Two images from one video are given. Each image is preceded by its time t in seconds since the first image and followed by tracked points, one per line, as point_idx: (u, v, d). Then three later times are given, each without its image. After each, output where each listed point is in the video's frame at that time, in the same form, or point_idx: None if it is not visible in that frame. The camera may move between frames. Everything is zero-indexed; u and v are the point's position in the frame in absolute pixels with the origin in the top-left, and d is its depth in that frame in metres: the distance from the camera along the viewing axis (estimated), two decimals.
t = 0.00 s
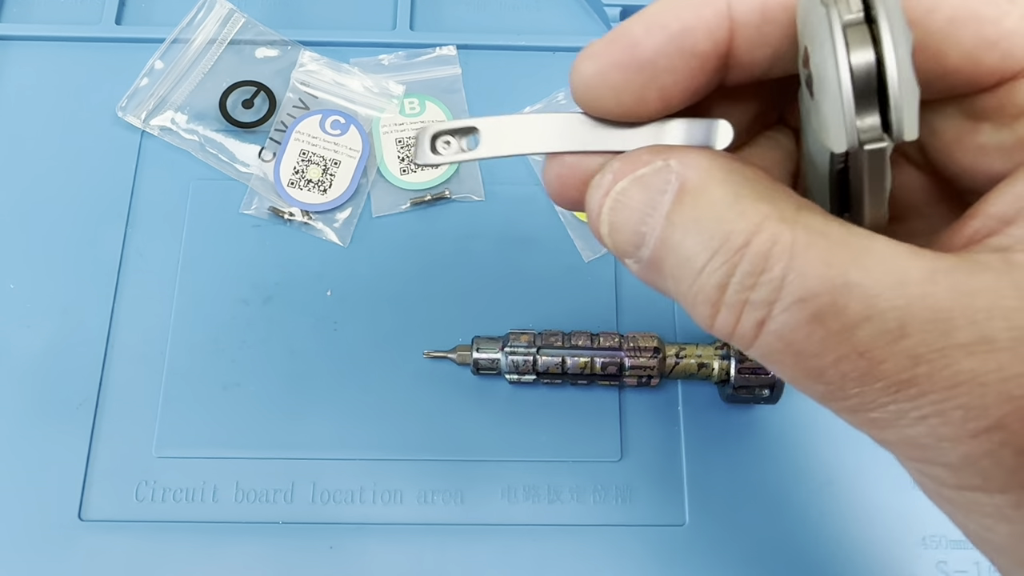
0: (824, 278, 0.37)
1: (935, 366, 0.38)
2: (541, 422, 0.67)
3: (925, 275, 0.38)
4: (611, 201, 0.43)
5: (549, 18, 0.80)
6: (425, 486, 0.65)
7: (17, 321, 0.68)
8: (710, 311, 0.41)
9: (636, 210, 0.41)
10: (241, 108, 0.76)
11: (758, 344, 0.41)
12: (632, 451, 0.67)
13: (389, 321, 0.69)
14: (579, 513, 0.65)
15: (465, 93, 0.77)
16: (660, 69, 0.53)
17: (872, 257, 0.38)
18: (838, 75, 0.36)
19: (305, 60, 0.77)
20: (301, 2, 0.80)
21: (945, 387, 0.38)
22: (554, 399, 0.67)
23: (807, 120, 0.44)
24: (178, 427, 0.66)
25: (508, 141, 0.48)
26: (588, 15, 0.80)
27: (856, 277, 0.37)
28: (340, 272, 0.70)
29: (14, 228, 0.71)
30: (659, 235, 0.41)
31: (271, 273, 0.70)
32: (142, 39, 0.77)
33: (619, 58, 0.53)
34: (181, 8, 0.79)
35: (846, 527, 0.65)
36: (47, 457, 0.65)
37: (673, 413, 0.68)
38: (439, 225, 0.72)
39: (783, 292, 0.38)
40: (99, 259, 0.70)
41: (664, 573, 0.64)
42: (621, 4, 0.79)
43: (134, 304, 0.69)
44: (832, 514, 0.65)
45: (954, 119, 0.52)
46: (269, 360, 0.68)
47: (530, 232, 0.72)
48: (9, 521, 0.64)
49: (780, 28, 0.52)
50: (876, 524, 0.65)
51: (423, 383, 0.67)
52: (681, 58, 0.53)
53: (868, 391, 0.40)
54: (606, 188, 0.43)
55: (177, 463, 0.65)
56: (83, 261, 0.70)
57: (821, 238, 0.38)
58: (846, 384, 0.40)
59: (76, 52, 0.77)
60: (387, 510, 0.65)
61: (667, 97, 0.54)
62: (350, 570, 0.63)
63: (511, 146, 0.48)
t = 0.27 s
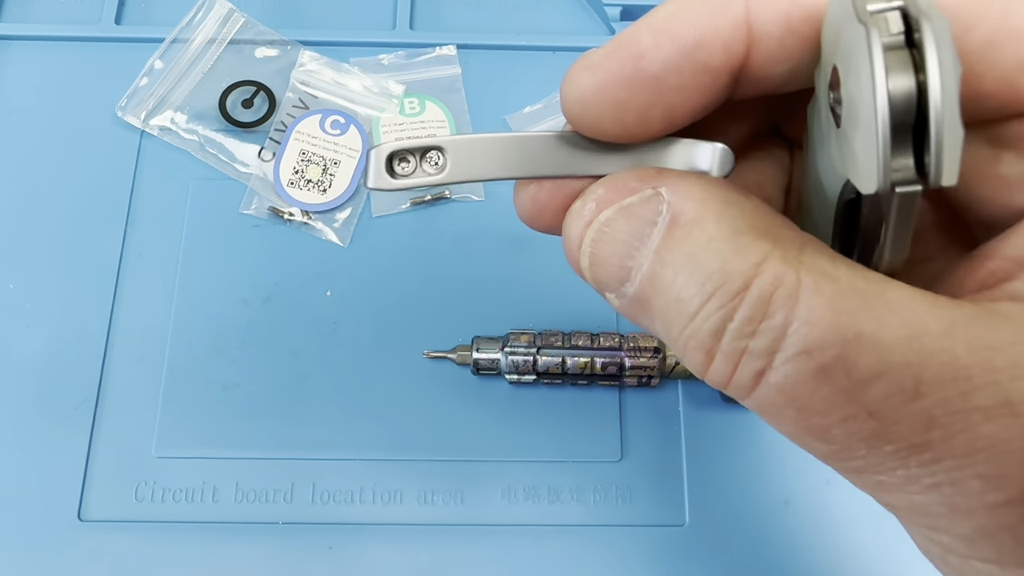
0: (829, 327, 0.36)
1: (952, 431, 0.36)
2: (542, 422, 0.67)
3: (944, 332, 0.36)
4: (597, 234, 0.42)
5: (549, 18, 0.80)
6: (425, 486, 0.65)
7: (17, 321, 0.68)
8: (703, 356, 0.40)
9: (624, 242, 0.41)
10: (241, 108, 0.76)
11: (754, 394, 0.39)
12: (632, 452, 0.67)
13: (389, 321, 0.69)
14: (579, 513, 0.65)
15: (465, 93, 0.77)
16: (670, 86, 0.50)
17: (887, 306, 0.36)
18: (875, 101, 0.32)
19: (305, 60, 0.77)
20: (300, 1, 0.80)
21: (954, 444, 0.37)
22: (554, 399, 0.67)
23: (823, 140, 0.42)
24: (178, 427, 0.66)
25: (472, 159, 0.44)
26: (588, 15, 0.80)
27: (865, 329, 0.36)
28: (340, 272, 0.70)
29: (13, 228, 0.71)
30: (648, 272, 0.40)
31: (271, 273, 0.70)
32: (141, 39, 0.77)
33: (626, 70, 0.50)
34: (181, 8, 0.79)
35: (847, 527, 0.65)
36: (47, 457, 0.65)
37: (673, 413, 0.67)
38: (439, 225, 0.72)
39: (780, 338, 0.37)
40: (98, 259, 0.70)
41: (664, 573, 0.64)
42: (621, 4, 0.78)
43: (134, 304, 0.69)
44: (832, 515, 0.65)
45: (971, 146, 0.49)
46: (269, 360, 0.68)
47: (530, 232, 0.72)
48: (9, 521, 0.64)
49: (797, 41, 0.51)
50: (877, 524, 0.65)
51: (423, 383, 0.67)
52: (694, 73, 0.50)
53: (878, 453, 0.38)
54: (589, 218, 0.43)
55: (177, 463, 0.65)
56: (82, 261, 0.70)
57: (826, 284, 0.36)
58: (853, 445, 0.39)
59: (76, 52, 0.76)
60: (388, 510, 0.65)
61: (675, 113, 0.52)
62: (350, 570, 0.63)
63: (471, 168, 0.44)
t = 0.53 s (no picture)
0: (856, 324, 0.36)
1: (984, 435, 0.36)
2: (542, 423, 0.67)
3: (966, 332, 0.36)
4: (612, 230, 0.41)
5: (549, 18, 0.80)
6: (425, 486, 0.65)
7: (17, 321, 0.68)
8: (724, 357, 0.39)
9: (639, 239, 0.40)
10: (241, 108, 0.76)
11: (775, 396, 0.39)
12: (632, 452, 0.67)
13: (389, 322, 0.69)
14: (579, 513, 0.65)
15: (465, 93, 0.76)
16: (695, 81, 0.51)
17: (915, 306, 0.36)
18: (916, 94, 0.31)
19: (305, 60, 0.77)
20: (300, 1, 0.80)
21: (986, 451, 0.37)
22: (554, 399, 0.67)
23: (847, 135, 0.42)
24: (178, 427, 0.66)
25: (477, 151, 0.44)
26: (588, 15, 0.80)
27: (891, 328, 0.36)
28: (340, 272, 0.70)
29: (13, 228, 0.71)
30: (666, 267, 0.39)
31: (271, 273, 0.70)
32: (141, 39, 0.77)
33: (652, 61, 0.51)
34: (181, 8, 0.79)
35: (848, 528, 0.65)
36: (47, 457, 0.65)
37: (673, 413, 0.67)
38: (439, 225, 0.72)
39: (804, 335, 0.36)
40: (98, 259, 0.70)
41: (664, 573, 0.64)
42: (621, 4, 0.78)
43: (134, 305, 0.69)
44: (833, 515, 0.65)
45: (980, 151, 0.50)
46: (269, 360, 0.67)
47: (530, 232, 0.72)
48: (8, 521, 0.64)
49: (823, 36, 0.51)
50: (877, 524, 0.65)
51: (423, 383, 0.67)
52: (718, 67, 0.51)
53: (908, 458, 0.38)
54: (602, 214, 0.42)
55: (177, 463, 0.65)
56: (82, 261, 0.70)
57: (850, 280, 0.36)
58: (879, 448, 0.38)
59: (75, 52, 0.76)
60: (388, 511, 0.64)
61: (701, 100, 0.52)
62: (350, 571, 0.63)
63: (474, 163, 0.43)
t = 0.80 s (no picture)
0: (858, 308, 0.36)
1: (977, 415, 0.37)
2: (541, 423, 0.67)
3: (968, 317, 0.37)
4: (620, 214, 0.41)
5: (549, 17, 0.80)
6: (425, 486, 0.65)
7: (17, 322, 0.68)
8: (729, 340, 0.39)
9: (648, 225, 0.40)
10: (241, 108, 0.76)
11: (779, 378, 0.39)
12: (632, 452, 0.66)
13: (389, 321, 0.69)
14: (579, 513, 0.65)
15: (465, 93, 0.76)
16: (704, 82, 0.51)
17: (913, 290, 0.37)
18: (914, 94, 0.32)
19: (305, 59, 0.77)
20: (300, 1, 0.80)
21: (973, 428, 0.37)
22: (554, 400, 0.67)
23: (848, 133, 0.42)
24: (178, 427, 0.66)
25: (488, 151, 0.44)
26: (588, 15, 0.80)
27: (899, 313, 0.36)
28: (340, 272, 0.70)
29: (13, 228, 0.71)
30: (676, 250, 0.39)
31: (271, 273, 0.70)
32: (141, 39, 0.77)
33: (662, 63, 0.51)
34: (181, 8, 0.79)
35: (847, 527, 0.65)
36: (47, 457, 0.65)
37: (673, 413, 0.67)
38: (438, 225, 0.72)
39: (812, 321, 0.37)
40: (98, 259, 0.70)
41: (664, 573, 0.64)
42: (621, 4, 0.78)
43: (134, 304, 0.69)
44: (832, 515, 0.65)
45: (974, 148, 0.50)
46: (269, 360, 0.67)
47: (530, 232, 0.72)
48: (8, 521, 0.64)
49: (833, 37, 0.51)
50: (877, 523, 0.65)
51: (423, 383, 0.67)
52: (727, 70, 0.51)
53: (902, 441, 0.38)
54: (613, 200, 0.41)
55: (177, 463, 0.65)
56: (82, 261, 0.70)
57: (854, 264, 0.37)
58: (878, 429, 0.38)
59: (75, 52, 0.76)
60: (387, 510, 0.64)
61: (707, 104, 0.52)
62: (350, 570, 0.63)
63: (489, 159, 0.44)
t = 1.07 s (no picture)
0: (837, 188, 0.37)
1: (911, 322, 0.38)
2: (542, 423, 0.67)
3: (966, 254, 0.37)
4: (632, 105, 0.43)
5: (549, 18, 0.80)
6: (425, 486, 0.65)
7: (17, 322, 0.68)
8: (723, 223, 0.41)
9: (665, 119, 0.41)
10: (241, 108, 0.76)
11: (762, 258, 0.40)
12: (632, 451, 0.67)
13: (389, 321, 0.69)
14: (579, 513, 0.65)
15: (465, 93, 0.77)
16: (698, 56, 0.53)
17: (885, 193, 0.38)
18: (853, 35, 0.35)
19: (305, 60, 0.77)
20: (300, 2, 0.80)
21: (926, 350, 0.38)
22: (554, 400, 0.67)
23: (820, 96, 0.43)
24: (178, 427, 0.66)
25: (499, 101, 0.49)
26: (589, 15, 0.80)
27: (862, 215, 0.37)
28: (340, 272, 0.70)
29: (13, 228, 0.71)
30: (676, 142, 0.41)
31: (271, 273, 0.70)
32: (141, 39, 0.77)
33: (657, 45, 0.53)
34: (181, 7, 0.79)
35: (847, 527, 0.65)
36: (47, 457, 0.65)
37: (673, 413, 0.67)
38: (439, 225, 0.72)
39: (785, 219, 0.39)
40: (98, 258, 0.70)
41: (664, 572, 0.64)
42: (621, 4, 0.78)
43: (134, 303, 0.69)
44: (832, 515, 0.65)
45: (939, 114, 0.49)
46: (269, 360, 0.67)
47: (530, 232, 0.72)
48: (9, 521, 0.64)
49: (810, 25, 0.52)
50: (876, 523, 0.65)
51: (423, 383, 0.67)
52: (717, 46, 0.52)
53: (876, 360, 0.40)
54: (642, 99, 0.43)
55: (177, 462, 0.65)
56: (82, 261, 0.70)
57: (835, 169, 0.38)
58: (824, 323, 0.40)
59: (75, 52, 0.76)
60: (388, 510, 0.64)
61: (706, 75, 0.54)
62: (350, 571, 0.63)
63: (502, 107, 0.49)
